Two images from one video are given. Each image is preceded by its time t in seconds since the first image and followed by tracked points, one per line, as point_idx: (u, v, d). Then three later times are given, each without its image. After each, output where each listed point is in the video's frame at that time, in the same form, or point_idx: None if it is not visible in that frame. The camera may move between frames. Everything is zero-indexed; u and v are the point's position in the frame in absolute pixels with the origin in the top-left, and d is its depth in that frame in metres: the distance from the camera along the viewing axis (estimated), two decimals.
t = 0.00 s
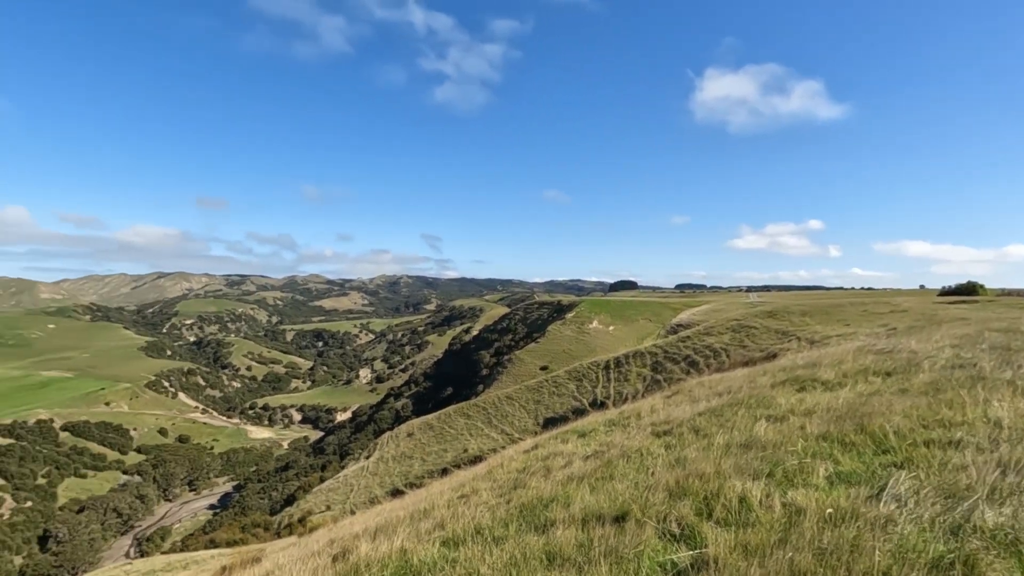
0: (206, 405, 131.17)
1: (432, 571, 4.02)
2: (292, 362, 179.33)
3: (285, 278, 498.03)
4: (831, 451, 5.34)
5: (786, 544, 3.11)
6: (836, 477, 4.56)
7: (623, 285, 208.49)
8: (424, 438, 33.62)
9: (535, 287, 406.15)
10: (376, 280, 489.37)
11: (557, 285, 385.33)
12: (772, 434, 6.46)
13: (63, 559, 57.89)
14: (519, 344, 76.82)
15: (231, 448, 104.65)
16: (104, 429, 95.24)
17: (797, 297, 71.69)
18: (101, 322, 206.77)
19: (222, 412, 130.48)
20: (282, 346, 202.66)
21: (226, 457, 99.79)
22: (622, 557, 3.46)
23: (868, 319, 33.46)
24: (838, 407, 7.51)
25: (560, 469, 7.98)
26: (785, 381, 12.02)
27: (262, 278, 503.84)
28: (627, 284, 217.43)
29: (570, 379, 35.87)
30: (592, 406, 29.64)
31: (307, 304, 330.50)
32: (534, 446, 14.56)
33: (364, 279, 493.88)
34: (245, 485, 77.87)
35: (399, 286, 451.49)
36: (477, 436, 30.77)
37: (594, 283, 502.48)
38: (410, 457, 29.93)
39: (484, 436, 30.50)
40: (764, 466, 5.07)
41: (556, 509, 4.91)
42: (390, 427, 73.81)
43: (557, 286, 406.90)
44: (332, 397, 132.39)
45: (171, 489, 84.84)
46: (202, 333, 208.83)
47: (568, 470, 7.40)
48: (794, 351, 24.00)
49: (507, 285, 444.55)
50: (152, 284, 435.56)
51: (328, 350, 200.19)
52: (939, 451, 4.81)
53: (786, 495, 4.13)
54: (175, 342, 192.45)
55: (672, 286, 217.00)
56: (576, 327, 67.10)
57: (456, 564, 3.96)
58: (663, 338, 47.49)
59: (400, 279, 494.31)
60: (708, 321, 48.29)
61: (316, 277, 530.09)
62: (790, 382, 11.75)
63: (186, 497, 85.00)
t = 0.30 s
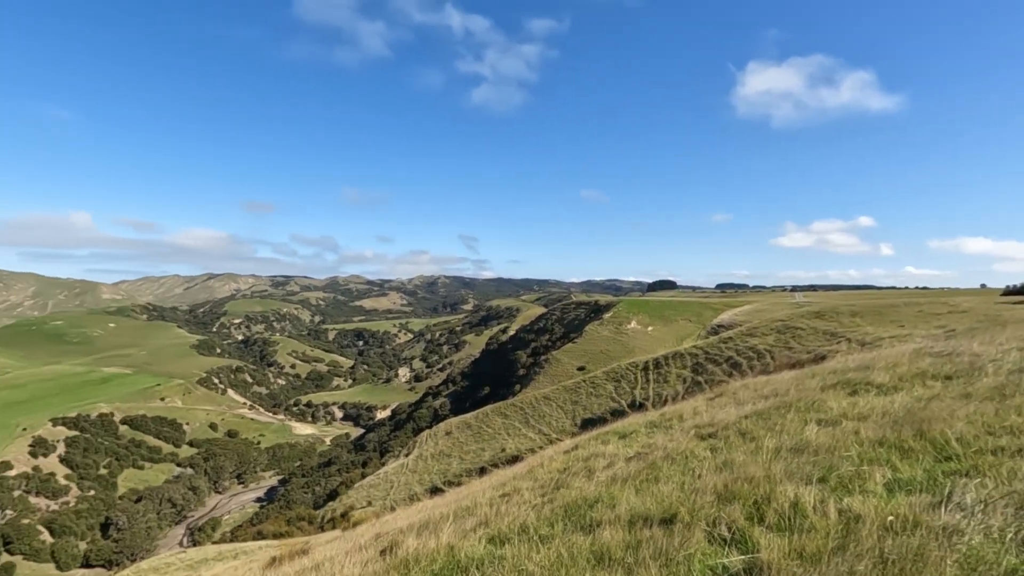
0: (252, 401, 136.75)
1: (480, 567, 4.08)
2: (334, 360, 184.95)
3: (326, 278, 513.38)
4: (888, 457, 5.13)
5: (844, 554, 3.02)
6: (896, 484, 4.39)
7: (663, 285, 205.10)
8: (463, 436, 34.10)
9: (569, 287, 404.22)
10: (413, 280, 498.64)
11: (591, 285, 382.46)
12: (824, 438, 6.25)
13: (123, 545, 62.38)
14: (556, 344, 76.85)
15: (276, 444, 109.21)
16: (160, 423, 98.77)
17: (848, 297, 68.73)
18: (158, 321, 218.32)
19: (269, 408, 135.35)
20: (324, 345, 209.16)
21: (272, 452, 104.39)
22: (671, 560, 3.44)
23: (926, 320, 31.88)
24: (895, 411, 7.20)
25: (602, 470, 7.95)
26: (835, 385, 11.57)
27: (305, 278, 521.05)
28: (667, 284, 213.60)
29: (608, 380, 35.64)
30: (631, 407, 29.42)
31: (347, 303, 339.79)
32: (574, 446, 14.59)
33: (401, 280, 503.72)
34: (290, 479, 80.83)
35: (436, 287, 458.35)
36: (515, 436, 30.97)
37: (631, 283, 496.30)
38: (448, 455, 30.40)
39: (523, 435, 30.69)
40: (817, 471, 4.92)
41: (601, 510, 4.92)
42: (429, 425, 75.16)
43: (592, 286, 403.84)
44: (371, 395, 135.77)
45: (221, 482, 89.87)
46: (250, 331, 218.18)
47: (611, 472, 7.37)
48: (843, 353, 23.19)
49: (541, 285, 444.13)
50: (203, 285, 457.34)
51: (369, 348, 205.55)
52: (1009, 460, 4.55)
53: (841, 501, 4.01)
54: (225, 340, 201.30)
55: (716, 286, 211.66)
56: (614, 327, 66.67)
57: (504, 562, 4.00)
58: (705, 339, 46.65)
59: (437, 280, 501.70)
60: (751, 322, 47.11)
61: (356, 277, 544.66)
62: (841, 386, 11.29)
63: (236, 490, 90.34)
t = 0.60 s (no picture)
0: (295, 398, 141.20)
1: (524, 564, 4.11)
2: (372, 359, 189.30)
3: (363, 278, 524.99)
4: (948, 465, 4.92)
5: (902, 565, 2.93)
6: (959, 493, 4.21)
7: (704, 286, 201.29)
8: (499, 435, 34.35)
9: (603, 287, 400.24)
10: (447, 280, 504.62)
11: (625, 285, 378.32)
12: (877, 443, 6.03)
13: (175, 534, 67.12)
14: (592, 344, 76.52)
15: (318, 440, 112.83)
16: (210, 418, 102.83)
17: (901, 296, 65.38)
18: (207, 319, 228.07)
19: (311, 405, 139.66)
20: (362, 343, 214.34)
21: (314, 448, 107.92)
22: (719, 564, 3.41)
23: (988, 321, 30.16)
24: (956, 416, 6.84)
25: (644, 472, 7.88)
26: (889, 387, 11.09)
27: (342, 278, 534.34)
28: (707, 284, 209.60)
29: (646, 380, 35.26)
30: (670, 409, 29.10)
31: (384, 302, 346.90)
32: (614, 447, 14.50)
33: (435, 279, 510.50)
34: (330, 475, 83.16)
35: (469, 286, 462.95)
36: (551, 435, 31.00)
37: (666, 283, 488.00)
38: (485, 454, 30.67)
39: (559, 435, 30.70)
40: (871, 478, 4.76)
41: (644, 512, 4.90)
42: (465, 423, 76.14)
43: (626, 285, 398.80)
44: (410, 393, 138.51)
45: (266, 476, 94.23)
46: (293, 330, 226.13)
47: (652, 473, 7.31)
48: (896, 355, 22.25)
49: (574, 285, 441.99)
50: (248, 285, 476.29)
51: (406, 347, 209.37)
52: None
53: (897, 510, 3.87)
54: (269, 339, 209.17)
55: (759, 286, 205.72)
56: (651, 327, 65.93)
57: (549, 561, 4.02)
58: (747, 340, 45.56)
59: (472, 279, 506.50)
60: (796, 322, 45.65)
61: (393, 277, 554.73)
62: (896, 388, 10.78)
63: (280, 484, 94.68)
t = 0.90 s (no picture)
0: (335, 396, 145.04)
1: (566, 565, 4.12)
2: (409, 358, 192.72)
3: (407, 279, 536.55)
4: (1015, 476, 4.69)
5: None
6: None
7: (744, 286, 196.22)
8: (534, 435, 34.48)
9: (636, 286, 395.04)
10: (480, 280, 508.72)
11: (660, 285, 372.55)
12: (934, 450, 5.79)
13: (222, 526, 70.10)
14: (628, 344, 75.86)
15: (356, 436, 115.84)
16: (252, 414, 107.35)
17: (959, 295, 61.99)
18: (251, 319, 236.92)
19: (349, 402, 143.33)
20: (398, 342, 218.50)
21: (353, 444, 110.88)
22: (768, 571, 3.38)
23: None
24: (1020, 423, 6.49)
25: (685, 475, 7.77)
26: (946, 391, 10.58)
27: (378, 279, 545.76)
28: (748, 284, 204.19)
29: (684, 381, 34.84)
30: (709, 411, 28.69)
31: (418, 302, 352.40)
32: (652, 449, 14.35)
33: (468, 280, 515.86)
34: (369, 471, 84.99)
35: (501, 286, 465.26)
36: (587, 436, 30.92)
37: (701, 282, 477.86)
38: (520, 454, 30.84)
39: (594, 436, 30.60)
40: (928, 486, 4.60)
41: (687, 516, 4.87)
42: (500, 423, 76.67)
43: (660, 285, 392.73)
44: (446, 392, 140.66)
45: (307, 471, 97.09)
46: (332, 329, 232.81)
47: (693, 477, 7.22)
48: (951, 357, 21.33)
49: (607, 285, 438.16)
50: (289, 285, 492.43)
51: (442, 347, 212.33)
52: None
53: (959, 523, 3.73)
54: (310, 339, 215.79)
55: (805, 286, 198.99)
56: (689, 327, 64.94)
57: (592, 563, 4.02)
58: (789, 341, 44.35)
59: (506, 280, 508.95)
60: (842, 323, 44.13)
61: (428, 278, 563.05)
62: (953, 393, 10.29)
63: (320, 479, 97.61)
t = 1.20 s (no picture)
0: (371, 394, 147.80)
1: (606, 568, 4.12)
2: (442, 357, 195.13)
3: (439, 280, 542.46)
4: None
5: None
6: None
7: (785, 285, 190.22)
8: (567, 436, 34.44)
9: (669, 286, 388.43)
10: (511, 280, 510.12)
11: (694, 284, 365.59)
12: (995, 458, 5.53)
13: (263, 519, 72.56)
14: (663, 344, 74.89)
15: (391, 434, 118.11)
16: (292, 411, 109.86)
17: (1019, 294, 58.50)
18: (291, 318, 244.02)
19: (385, 400, 146.14)
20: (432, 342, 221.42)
21: (388, 442, 113.10)
22: None
23: None
24: None
25: (725, 478, 7.62)
26: (1005, 395, 10.06)
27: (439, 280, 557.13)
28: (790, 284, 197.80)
29: (721, 383, 34.24)
30: (747, 414, 28.14)
31: (450, 302, 356.03)
32: (689, 452, 14.14)
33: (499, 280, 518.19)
34: (404, 469, 86.36)
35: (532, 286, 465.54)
36: (621, 437, 30.72)
37: (735, 282, 466.62)
38: (553, 454, 30.84)
39: (627, 437, 30.36)
40: (988, 495, 4.42)
41: (729, 520, 4.79)
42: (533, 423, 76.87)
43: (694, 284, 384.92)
44: (479, 392, 141.86)
45: (344, 468, 99.47)
46: (368, 328, 237.68)
47: (733, 480, 7.08)
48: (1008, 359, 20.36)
49: (639, 285, 432.64)
50: (326, 286, 505.62)
51: (475, 347, 214.20)
52: None
53: None
54: (346, 337, 220.83)
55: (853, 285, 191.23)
56: (726, 327, 63.72)
57: (631, 565, 4.00)
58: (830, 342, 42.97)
59: (538, 280, 508.86)
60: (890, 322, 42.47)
61: (460, 278, 567.95)
62: (1014, 397, 9.78)
63: (356, 476, 100.20)
